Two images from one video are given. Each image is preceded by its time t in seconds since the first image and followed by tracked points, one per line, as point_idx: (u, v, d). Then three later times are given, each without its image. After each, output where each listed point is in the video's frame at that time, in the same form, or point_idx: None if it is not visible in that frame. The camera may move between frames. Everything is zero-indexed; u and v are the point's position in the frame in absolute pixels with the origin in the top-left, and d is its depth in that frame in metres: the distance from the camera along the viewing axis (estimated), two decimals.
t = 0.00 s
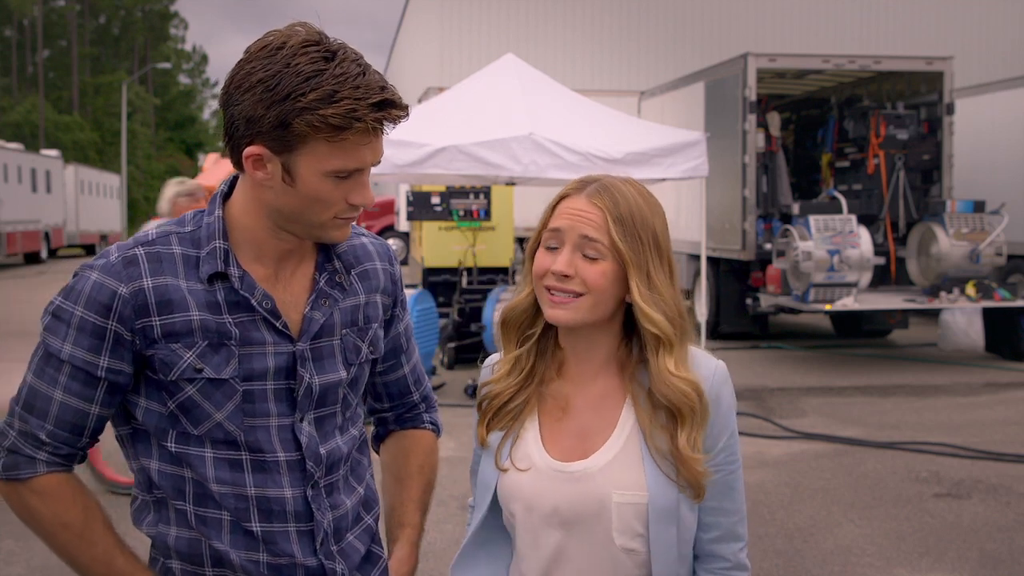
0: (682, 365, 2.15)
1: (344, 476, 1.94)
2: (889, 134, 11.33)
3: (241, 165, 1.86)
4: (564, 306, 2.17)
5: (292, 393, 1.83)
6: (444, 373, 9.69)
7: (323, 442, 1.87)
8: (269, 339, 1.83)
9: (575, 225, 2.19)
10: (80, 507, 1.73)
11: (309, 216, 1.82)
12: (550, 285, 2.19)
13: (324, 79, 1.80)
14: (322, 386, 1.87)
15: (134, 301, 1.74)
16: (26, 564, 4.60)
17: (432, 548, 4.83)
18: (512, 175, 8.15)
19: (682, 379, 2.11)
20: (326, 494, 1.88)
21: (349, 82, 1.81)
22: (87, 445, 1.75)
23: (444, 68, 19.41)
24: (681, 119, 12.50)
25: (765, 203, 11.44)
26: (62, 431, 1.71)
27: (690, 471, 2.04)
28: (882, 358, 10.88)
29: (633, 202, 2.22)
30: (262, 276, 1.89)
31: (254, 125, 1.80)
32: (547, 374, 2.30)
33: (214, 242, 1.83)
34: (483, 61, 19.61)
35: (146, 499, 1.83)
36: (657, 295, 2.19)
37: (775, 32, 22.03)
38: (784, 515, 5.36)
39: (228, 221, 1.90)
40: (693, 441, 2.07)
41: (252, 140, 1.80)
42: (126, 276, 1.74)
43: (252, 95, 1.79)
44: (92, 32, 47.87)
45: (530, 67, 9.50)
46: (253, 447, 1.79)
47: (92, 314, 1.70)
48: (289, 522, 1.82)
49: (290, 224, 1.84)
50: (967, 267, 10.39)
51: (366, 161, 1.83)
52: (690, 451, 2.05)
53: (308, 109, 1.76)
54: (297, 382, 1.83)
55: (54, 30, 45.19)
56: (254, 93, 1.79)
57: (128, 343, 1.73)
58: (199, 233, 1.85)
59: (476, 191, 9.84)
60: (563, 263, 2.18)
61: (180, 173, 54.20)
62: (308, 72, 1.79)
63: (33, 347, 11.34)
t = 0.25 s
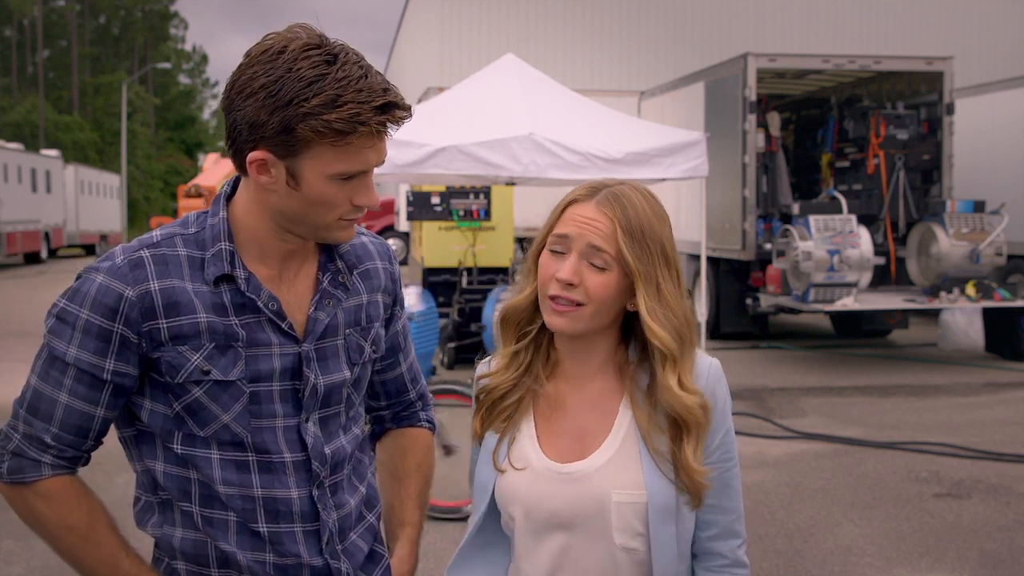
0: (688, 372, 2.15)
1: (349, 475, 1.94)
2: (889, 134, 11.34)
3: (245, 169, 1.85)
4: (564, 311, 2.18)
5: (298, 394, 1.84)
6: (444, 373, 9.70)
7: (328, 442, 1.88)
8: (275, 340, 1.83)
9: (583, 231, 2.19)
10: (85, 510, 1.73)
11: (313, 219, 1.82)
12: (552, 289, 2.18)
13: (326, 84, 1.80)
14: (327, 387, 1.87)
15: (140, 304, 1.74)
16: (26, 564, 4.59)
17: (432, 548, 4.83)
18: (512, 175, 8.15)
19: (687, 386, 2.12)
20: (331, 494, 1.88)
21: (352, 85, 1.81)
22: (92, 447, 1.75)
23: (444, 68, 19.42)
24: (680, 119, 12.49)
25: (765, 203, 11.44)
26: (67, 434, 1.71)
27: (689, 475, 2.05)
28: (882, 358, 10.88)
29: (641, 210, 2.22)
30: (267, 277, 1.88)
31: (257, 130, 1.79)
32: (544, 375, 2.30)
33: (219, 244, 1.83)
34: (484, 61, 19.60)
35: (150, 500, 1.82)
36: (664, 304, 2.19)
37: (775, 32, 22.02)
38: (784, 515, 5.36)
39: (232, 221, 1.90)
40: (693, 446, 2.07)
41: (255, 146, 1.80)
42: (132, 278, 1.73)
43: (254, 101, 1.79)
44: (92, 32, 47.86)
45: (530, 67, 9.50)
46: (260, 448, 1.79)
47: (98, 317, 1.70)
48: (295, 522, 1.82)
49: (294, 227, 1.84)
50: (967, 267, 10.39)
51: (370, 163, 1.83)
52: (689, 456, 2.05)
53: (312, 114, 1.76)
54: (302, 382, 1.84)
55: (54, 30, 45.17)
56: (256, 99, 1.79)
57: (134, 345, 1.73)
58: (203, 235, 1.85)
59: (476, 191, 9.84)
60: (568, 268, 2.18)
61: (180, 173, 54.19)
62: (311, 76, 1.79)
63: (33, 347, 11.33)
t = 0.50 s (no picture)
0: (693, 368, 2.21)
1: (351, 475, 1.94)
2: (889, 134, 11.34)
3: (248, 174, 1.85)
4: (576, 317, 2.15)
5: (301, 394, 1.84)
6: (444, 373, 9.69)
7: (330, 441, 1.88)
8: (278, 340, 1.82)
9: (590, 235, 2.17)
10: (87, 510, 1.73)
11: (319, 219, 1.82)
12: (562, 294, 2.15)
13: (326, 85, 1.79)
14: (329, 387, 1.87)
15: (144, 304, 1.74)
16: (26, 564, 4.60)
17: (433, 547, 4.83)
18: (512, 175, 8.16)
19: (693, 381, 2.18)
20: (333, 493, 1.88)
21: (351, 87, 1.81)
22: (95, 447, 1.75)
23: (444, 68, 19.42)
24: (681, 119, 12.49)
25: (765, 203, 11.44)
26: (70, 434, 1.71)
27: (704, 468, 2.10)
28: (882, 358, 10.88)
29: (642, 212, 2.23)
30: (270, 277, 1.88)
31: (259, 135, 1.79)
32: (545, 380, 2.26)
33: (222, 244, 1.83)
34: (484, 61, 19.60)
35: (152, 500, 1.82)
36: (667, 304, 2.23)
37: (775, 32, 22.01)
38: (784, 515, 5.36)
39: (235, 222, 1.90)
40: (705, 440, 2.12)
41: (257, 150, 1.80)
42: (136, 279, 1.74)
43: (254, 106, 1.79)
44: (92, 32, 47.84)
45: (530, 67, 9.50)
46: (263, 448, 1.80)
47: (101, 317, 1.70)
48: (298, 522, 1.82)
49: (299, 228, 1.85)
50: (967, 267, 10.39)
51: (373, 162, 1.84)
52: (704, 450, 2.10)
53: (313, 117, 1.76)
54: (306, 383, 1.83)
55: (55, 30, 45.18)
56: (257, 104, 1.79)
57: (138, 345, 1.73)
58: (206, 235, 1.85)
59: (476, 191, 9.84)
60: (576, 273, 2.15)
61: (180, 173, 54.20)
62: (310, 78, 1.78)
63: (33, 347, 11.33)
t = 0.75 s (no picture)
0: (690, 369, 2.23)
1: (352, 473, 1.94)
2: (889, 134, 11.35)
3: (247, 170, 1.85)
4: (583, 319, 2.15)
5: (300, 391, 1.83)
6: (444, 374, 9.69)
7: (330, 440, 1.87)
8: (276, 337, 1.83)
9: (598, 237, 2.17)
10: (86, 507, 1.73)
11: (318, 215, 1.82)
12: (572, 296, 2.15)
13: (321, 79, 1.79)
14: (329, 384, 1.87)
15: (142, 300, 1.74)
16: (26, 564, 4.59)
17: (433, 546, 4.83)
18: (512, 175, 8.16)
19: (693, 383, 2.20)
20: (333, 492, 1.87)
21: (346, 80, 1.81)
22: (94, 444, 1.75)
23: (444, 68, 19.43)
24: (681, 119, 12.49)
25: (765, 203, 11.44)
26: (69, 430, 1.71)
27: (706, 470, 2.12)
28: (882, 358, 10.88)
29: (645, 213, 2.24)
30: (269, 274, 1.89)
31: (256, 130, 1.79)
32: (547, 382, 2.22)
33: (221, 241, 1.83)
34: (484, 61, 19.59)
35: (151, 499, 1.83)
36: (666, 307, 2.26)
37: (775, 32, 22.02)
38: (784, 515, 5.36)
39: (234, 219, 1.90)
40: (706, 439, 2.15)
41: (254, 145, 1.80)
42: (134, 275, 1.74)
43: (250, 100, 1.79)
44: (93, 32, 47.84)
45: (530, 66, 9.50)
46: (261, 445, 1.79)
47: (99, 313, 1.70)
48: (297, 520, 1.82)
49: (298, 225, 1.85)
50: (967, 267, 10.39)
51: (370, 157, 1.84)
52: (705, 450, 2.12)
53: (308, 111, 1.76)
54: (304, 380, 1.83)
55: (55, 30, 45.19)
56: (253, 98, 1.79)
57: (136, 342, 1.73)
58: (205, 232, 1.85)
59: (476, 191, 9.83)
60: (585, 275, 2.15)
61: (180, 172, 54.18)
62: (305, 73, 1.78)
63: (34, 347, 11.34)
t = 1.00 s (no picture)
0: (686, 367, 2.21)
1: (352, 473, 1.94)
2: (889, 134, 11.36)
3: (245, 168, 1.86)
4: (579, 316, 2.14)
5: (298, 390, 1.84)
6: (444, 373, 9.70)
7: (330, 440, 1.88)
8: (274, 336, 1.83)
9: (594, 232, 2.17)
10: (86, 506, 1.73)
11: (315, 213, 1.82)
12: (568, 292, 2.14)
13: (318, 77, 1.80)
14: (328, 383, 1.87)
15: (139, 299, 1.74)
16: (26, 564, 4.60)
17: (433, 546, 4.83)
18: (512, 175, 8.16)
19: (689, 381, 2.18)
20: (333, 492, 1.88)
21: (344, 79, 1.81)
22: (93, 442, 1.75)
23: (444, 68, 19.43)
24: (681, 119, 12.49)
25: (765, 203, 11.45)
26: (68, 429, 1.71)
27: (703, 470, 2.10)
28: (882, 358, 10.88)
29: (640, 210, 2.24)
30: (267, 273, 1.88)
31: (253, 127, 1.80)
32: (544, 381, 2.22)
33: (218, 239, 1.83)
34: (484, 61, 19.60)
35: (150, 499, 1.83)
36: (662, 304, 2.25)
37: (775, 32, 22.01)
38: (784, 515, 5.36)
39: (233, 219, 1.90)
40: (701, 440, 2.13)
41: (252, 143, 1.81)
42: (130, 273, 1.74)
43: (248, 98, 1.80)
44: (92, 32, 47.83)
45: (530, 67, 9.50)
46: (259, 444, 1.80)
47: (97, 312, 1.71)
48: (295, 520, 1.82)
49: (296, 224, 1.85)
50: (967, 267, 10.42)
51: (368, 156, 1.83)
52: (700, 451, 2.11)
53: (305, 108, 1.77)
54: (302, 379, 1.84)
55: (54, 30, 45.19)
56: (251, 96, 1.80)
57: (133, 341, 1.73)
58: (203, 231, 1.85)
59: (476, 191, 9.84)
60: (582, 270, 2.15)
61: (180, 172, 54.17)
62: (303, 71, 1.79)
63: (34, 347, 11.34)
